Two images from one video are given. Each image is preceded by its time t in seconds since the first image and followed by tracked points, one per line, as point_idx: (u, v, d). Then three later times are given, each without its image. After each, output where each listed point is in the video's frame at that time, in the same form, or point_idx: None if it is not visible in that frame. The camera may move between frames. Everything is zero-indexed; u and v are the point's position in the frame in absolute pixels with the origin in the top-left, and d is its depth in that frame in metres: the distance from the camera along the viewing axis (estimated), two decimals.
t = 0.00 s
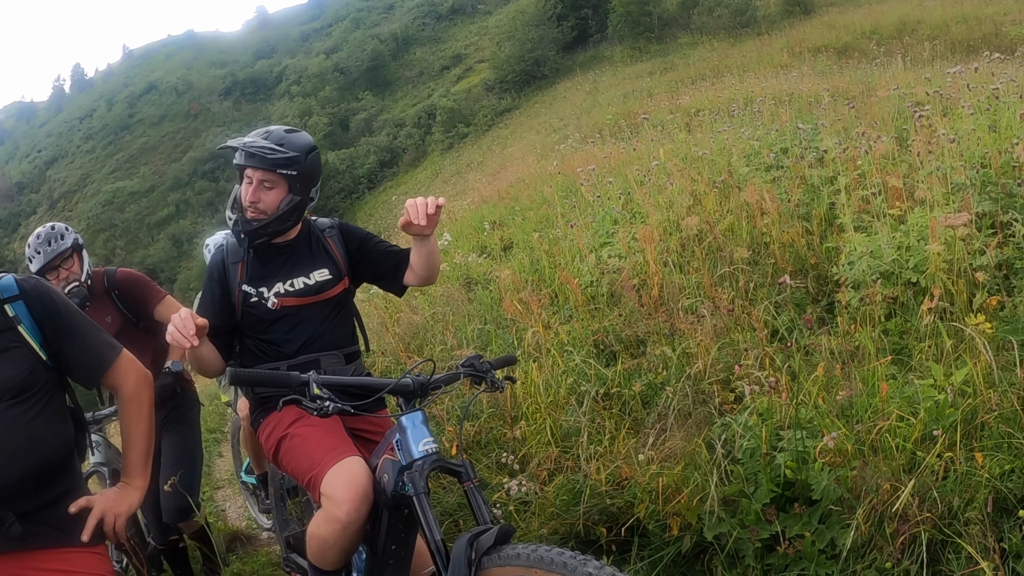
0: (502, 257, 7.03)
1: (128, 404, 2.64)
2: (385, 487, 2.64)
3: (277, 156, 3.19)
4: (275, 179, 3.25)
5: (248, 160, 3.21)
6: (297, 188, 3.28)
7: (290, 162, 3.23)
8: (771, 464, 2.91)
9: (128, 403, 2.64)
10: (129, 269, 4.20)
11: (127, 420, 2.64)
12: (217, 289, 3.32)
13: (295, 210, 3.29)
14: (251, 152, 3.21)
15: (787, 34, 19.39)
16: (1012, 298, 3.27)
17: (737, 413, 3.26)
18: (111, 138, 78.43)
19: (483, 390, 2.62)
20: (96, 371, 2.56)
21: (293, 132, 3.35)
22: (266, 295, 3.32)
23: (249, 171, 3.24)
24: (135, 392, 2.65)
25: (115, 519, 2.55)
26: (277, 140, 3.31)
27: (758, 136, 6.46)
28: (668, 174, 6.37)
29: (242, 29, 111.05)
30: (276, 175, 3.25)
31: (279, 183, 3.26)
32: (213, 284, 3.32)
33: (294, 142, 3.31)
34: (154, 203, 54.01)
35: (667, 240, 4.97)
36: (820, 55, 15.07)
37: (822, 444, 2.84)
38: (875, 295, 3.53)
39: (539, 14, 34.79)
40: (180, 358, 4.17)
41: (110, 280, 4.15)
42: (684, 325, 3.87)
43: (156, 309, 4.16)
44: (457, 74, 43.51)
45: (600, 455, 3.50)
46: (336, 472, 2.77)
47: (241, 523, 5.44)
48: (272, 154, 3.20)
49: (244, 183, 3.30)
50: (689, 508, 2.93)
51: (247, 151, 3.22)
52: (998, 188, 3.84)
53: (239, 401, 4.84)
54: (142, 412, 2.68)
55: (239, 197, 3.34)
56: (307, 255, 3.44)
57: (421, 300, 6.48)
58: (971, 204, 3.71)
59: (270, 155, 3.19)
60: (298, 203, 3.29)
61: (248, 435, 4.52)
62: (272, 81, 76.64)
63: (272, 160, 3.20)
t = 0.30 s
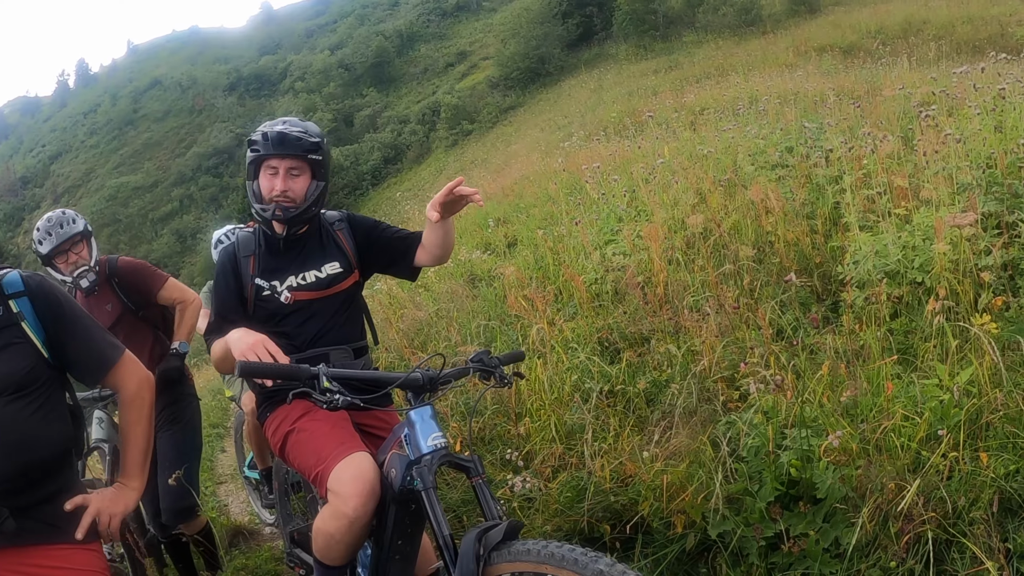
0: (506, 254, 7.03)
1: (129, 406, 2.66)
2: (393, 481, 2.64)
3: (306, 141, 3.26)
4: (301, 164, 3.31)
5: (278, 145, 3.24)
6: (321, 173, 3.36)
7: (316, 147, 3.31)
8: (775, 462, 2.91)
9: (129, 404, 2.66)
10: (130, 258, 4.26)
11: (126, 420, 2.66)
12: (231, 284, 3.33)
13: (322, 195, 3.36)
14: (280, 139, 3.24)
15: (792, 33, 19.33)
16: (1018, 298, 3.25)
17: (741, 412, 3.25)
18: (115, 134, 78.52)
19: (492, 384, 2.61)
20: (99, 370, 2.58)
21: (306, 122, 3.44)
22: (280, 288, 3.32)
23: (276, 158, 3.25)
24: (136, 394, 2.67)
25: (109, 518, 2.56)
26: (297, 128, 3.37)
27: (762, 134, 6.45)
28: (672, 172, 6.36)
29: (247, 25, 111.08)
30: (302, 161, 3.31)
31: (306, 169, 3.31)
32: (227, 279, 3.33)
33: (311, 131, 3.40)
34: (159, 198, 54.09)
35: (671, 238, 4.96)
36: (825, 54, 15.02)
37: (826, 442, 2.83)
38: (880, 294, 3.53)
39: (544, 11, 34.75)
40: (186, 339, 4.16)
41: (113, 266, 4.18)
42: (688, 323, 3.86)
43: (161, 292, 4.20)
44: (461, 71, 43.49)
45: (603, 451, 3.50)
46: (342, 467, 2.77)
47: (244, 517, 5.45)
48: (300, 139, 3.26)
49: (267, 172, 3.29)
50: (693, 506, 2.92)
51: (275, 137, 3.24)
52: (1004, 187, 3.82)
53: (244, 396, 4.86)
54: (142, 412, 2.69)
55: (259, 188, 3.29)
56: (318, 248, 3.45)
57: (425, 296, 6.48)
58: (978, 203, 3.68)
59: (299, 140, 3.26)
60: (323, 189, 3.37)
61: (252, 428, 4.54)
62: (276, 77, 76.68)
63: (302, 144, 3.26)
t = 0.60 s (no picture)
0: (468, 259, 6.97)
1: (79, 410, 2.53)
2: (353, 488, 2.55)
3: (277, 134, 3.24)
4: (274, 160, 3.27)
5: (258, 145, 3.16)
6: (287, 166, 3.36)
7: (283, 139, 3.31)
8: (736, 469, 2.90)
9: (79, 408, 2.53)
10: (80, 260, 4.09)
11: (76, 425, 2.53)
12: (194, 289, 3.15)
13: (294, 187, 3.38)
14: (258, 138, 3.16)
15: (756, 45, 19.66)
16: (975, 309, 3.30)
17: (702, 419, 3.24)
18: (73, 133, 76.43)
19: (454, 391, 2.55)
20: (50, 373, 2.45)
21: (253, 119, 3.35)
22: (242, 294, 3.21)
23: (257, 158, 3.17)
24: (86, 398, 2.54)
25: (61, 525, 2.41)
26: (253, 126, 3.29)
27: (726, 144, 6.51)
28: (636, 180, 6.38)
29: (212, 24, 109.41)
30: (274, 156, 3.27)
31: (279, 163, 3.29)
32: (189, 284, 3.14)
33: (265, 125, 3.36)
34: (118, 199, 52.72)
35: (634, 245, 4.96)
36: (789, 66, 15.30)
37: (785, 450, 2.83)
38: (840, 303, 3.55)
39: (511, 17, 34.90)
40: (129, 354, 4.01)
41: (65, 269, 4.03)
42: (650, 330, 3.85)
43: (110, 302, 4.05)
44: (428, 75, 43.39)
45: (564, 459, 3.46)
46: (302, 472, 2.67)
47: (200, 525, 5.28)
48: (272, 134, 3.23)
49: (251, 175, 3.19)
50: (654, 513, 2.90)
51: (254, 138, 3.15)
52: (963, 200, 3.89)
53: (203, 401, 4.72)
54: (93, 416, 2.57)
55: (244, 195, 3.17)
56: (281, 252, 3.35)
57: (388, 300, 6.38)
58: (937, 215, 3.74)
59: (272, 135, 3.22)
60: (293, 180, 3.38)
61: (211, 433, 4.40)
62: (241, 77, 75.52)
63: (275, 139, 3.23)
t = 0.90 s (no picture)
0: (406, 269, 6.89)
1: (11, 418, 2.16)
2: (289, 500, 2.46)
3: (225, 146, 3.09)
4: (218, 172, 3.13)
5: (204, 158, 3.01)
6: (231, 176, 3.23)
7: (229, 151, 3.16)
8: (674, 477, 2.90)
9: (8, 418, 2.15)
10: (4, 273, 3.45)
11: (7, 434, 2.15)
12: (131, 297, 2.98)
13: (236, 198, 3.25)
14: (204, 152, 3.01)
15: (697, 59, 20.16)
16: (908, 318, 3.40)
17: (639, 428, 3.24)
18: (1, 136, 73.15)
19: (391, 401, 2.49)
20: None
21: (197, 126, 3.18)
22: (181, 304, 3.08)
23: (201, 172, 3.03)
24: (19, 404, 2.17)
25: None
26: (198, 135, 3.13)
27: (664, 156, 6.63)
28: (574, 192, 6.42)
29: (153, 28, 106.73)
30: (219, 167, 3.13)
31: (222, 175, 3.15)
32: (125, 292, 2.96)
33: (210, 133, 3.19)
34: (51, 205, 50.53)
35: (572, 255, 4.98)
36: (728, 81, 15.73)
37: (723, 457, 2.84)
38: (775, 313, 3.62)
39: (454, 27, 35.31)
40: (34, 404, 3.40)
41: None
42: (587, 339, 3.86)
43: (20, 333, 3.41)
44: (370, 83, 43.11)
45: (502, 468, 3.42)
46: (238, 483, 2.56)
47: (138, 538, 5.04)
48: (219, 146, 3.07)
49: (193, 188, 3.05)
50: (593, 521, 2.88)
51: (200, 151, 3.00)
52: (897, 212, 4.01)
53: (136, 412, 4.49)
54: (28, 422, 2.19)
55: (185, 208, 3.04)
56: (220, 262, 3.24)
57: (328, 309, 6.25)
58: (870, 227, 3.85)
59: (219, 146, 3.07)
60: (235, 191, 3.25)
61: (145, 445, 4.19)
62: (180, 80, 73.48)
63: (222, 152, 3.09)
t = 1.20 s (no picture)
0: (205, 308, 6.47)
1: None
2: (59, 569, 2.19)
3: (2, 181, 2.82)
4: None
5: None
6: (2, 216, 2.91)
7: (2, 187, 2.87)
8: (470, 519, 2.91)
9: None
10: None
11: None
12: None
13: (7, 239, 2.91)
14: None
15: (505, 97, 20.89)
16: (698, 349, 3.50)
17: (432, 470, 3.25)
18: None
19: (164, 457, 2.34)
20: None
21: None
22: None
23: None
24: None
25: None
26: None
27: (464, 193, 6.77)
28: (373, 229, 6.28)
29: None
30: None
31: None
32: None
33: None
34: None
35: (369, 293, 4.82)
36: (533, 119, 16.46)
37: (518, 496, 2.86)
38: (570, 350, 3.60)
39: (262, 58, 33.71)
40: None
41: None
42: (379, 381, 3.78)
43: None
44: (175, 108, 39.83)
45: (296, 519, 3.27)
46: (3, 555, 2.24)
47: None
48: None
49: None
50: (389, 569, 2.85)
51: None
52: (688, 248, 4.14)
53: None
54: None
55: None
56: None
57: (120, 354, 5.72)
58: (661, 263, 3.89)
59: None
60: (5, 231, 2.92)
61: None
62: None
63: None
